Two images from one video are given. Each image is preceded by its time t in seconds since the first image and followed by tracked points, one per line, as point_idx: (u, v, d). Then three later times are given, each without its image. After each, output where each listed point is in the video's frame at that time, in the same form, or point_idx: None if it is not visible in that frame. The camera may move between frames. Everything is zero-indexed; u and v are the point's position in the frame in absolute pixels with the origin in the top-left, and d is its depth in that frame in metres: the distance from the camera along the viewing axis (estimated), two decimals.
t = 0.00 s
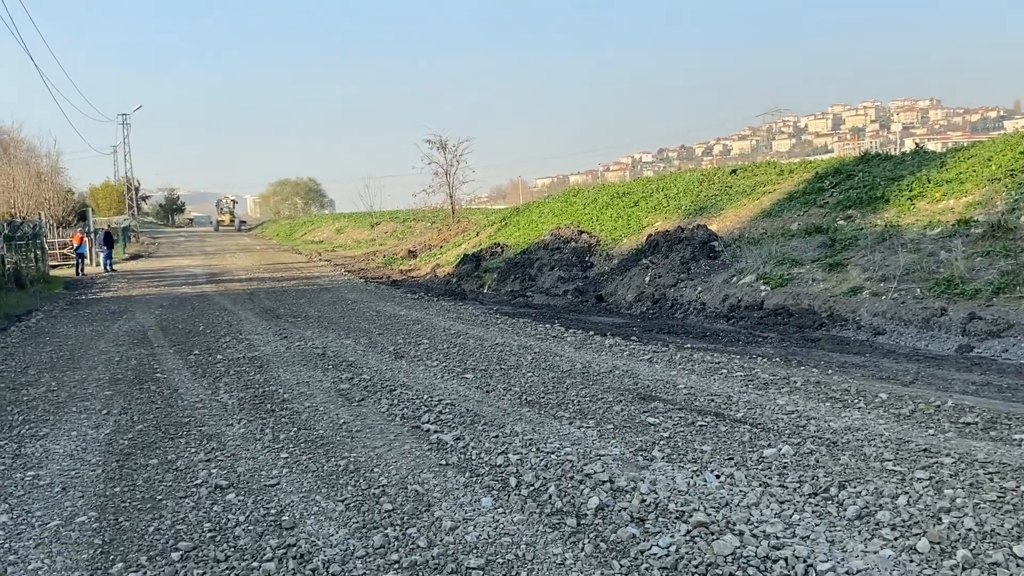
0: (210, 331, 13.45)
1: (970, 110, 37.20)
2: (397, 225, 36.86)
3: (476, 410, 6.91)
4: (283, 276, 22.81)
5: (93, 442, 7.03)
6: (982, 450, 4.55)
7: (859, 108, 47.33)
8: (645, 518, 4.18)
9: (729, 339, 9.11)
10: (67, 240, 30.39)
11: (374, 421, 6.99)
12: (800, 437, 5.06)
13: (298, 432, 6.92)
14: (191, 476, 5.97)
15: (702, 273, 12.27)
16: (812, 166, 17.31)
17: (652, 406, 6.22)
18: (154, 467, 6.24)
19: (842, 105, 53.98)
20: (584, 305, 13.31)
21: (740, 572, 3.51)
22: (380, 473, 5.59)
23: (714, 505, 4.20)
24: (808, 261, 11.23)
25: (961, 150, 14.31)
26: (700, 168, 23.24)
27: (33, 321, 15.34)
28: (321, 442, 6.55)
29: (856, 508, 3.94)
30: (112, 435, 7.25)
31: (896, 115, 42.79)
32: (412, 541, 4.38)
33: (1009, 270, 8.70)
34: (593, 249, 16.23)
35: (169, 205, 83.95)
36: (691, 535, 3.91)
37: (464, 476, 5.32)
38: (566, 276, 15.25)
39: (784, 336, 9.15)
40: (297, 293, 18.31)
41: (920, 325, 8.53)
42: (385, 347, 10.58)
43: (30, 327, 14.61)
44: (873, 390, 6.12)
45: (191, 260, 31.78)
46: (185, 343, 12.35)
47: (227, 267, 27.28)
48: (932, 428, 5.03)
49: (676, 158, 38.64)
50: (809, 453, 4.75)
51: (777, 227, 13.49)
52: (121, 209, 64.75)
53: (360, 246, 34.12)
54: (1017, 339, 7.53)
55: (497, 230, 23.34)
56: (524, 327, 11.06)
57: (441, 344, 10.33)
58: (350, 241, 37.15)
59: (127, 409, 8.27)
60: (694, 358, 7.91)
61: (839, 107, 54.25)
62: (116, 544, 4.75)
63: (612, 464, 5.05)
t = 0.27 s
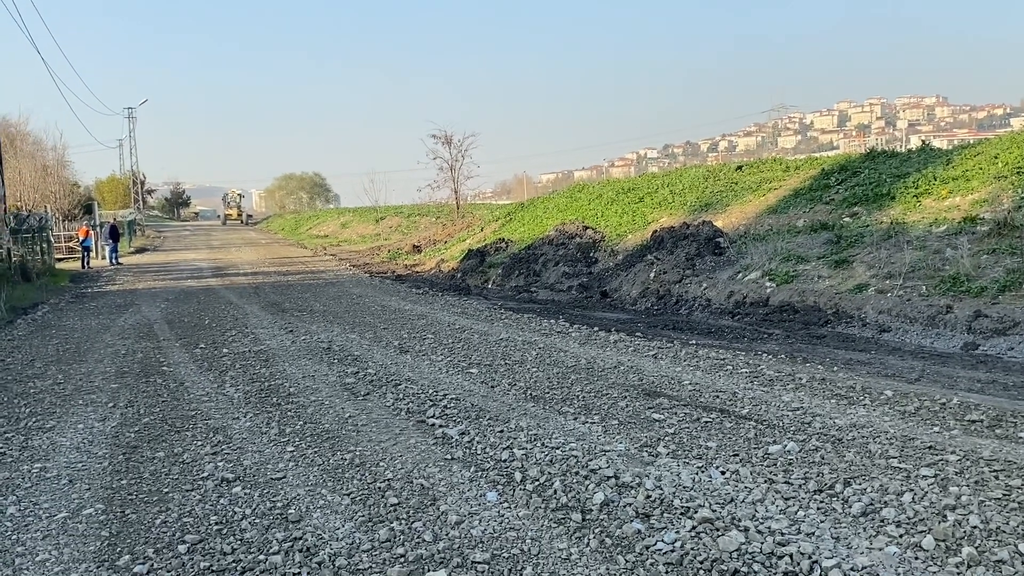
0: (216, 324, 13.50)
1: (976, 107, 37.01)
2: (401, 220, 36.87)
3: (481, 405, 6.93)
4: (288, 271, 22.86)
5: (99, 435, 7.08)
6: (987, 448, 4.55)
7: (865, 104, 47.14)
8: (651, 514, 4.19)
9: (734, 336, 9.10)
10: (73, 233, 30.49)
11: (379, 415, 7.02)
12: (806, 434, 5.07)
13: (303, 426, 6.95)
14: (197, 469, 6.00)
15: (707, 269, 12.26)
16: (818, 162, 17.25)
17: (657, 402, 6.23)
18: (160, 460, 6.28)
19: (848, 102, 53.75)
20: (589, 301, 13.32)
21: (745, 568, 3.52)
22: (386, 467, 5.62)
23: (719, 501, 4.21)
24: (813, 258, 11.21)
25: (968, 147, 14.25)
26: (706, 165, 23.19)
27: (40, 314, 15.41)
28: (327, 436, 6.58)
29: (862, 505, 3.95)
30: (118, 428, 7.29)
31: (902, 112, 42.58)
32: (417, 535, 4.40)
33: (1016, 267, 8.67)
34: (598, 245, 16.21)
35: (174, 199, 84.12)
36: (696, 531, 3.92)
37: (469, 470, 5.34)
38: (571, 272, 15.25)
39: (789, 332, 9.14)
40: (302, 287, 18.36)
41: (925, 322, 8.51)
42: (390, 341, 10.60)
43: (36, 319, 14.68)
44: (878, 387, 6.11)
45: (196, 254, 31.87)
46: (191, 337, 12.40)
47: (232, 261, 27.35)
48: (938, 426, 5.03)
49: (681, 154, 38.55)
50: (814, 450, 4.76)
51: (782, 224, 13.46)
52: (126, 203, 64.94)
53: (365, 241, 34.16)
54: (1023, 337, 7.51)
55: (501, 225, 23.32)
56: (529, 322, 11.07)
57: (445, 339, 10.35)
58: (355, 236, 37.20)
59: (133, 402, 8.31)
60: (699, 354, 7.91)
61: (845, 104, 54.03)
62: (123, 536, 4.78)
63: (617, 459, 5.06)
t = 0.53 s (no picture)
0: (219, 321, 13.54)
1: (981, 108, 36.89)
2: (404, 218, 36.89)
3: (483, 402, 6.94)
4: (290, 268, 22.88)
5: (102, 430, 7.10)
6: (990, 449, 4.54)
7: (869, 105, 47.02)
8: (652, 512, 4.20)
9: (737, 335, 9.10)
10: (76, 230, 30.53)
11: (381, 413, 7.03)
12: (808, 434, 5.07)
13: (306, 423, 6.97)
14: (199, 465, 6.02)
15: (710, 268, 12.25)
16: (822, 162, 17.23)
17: (659, 401, 6.23)
18: (162, 456, 6.29)
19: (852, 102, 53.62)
20: (591, 300, 13.32)
21: (746, 567, 3.53)
22: (388, 464, 5.63)
23: (720, 500, 4.22)
24: (816, 258, 11.19)
25: (971, 147, 14.21)
26: (708, 164, 23.16)
27: (43, 310, 15.44)
28: (329, 433, 6.59)
29: (863, 504, 3.95)
30: (121, 424, 7.32)
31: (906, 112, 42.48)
32: (419, 532, 4.41)
33: (1019, 268, 8.65)
34: (600, 243, 16.21)
35: (177, 196, 84.22)
36: (698, 529, 3.92)
37: (471, 468, 5.34)
38: (574, 271, 15.25)
39: (792, 332, 9.13)
40: (304, 284, 18.38)
41: (928, 322, 8.50)
42: (393, 338, 10.62)
43: (39, 315, 14.73)
44: (880, 387, 6.10)
45: (199, 251, 31.93)
46: (193, 333, 12.44)
47: (235, 258, 27.37)
48: (940, 426, 5.03)
49: (684, 153, 38.51)
50: (816, 450, 4.76)
51: (785, 223, 13.45)
52: (129, 199, 65.03)
53: (368, 238, 34.19)
54: None
55: (504, 223, 23.31)
56: (531, 321, 11.07)
57: (448, 337, 10.35)
58: (357, 233, 37.20)
59: (136, 397, 8.34)
60: (701, 353, 7.91)
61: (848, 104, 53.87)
62: (125, 531, 4.80)
63: (619, 458, 5.07)
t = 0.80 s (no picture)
0: (218, 321, 13.53)
1: (981, 111, 36.88)
2: (404, 218, 36.89)
3: (482, 403, 6.93)
4: (290, 268, 22.88)
5: (100, 429, 7.09)
6: (989, 452, 4.53)
7: (869, 108, 47.04)
8: (650, 514, 4.19)
9: (736, 337, 9.09)
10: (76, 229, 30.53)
11: (379, 413, 7.03)
12: (806, 436, 5.06)
13: (304, 423, 6.96)
14: (197, 464, 6.01)
15: (709, 270, 12.24)
16: (822, 164, 17.23)
17: (658, 403, 6.22)
18: (160, 456, 6.28)
19: (852, 105, 53.62)
20: (590, 301, 13.31)
21: (744, 570, 3.52)
22: (385, 465, 5.62)
23: (718, 502, 4.21)
24: (816, 260, 11.19)
25: (972, 150, 14.21)
26: (709, 166, 23.16)
27: (42, 309, 15.44)
28: (327, 433, 6.58)
29: (862, 507, 3.94)
30: (119, 423, 7.31)
31: (907, 115, 42.50)
32: (416, 533, 4.39)
33: (1019, 271, 8.64)
34: (600, 245, 16.20)
35: (178, 195, 84.24)
36: (696, 532, 3.91)
37: (469, 469, 5.34)
38: (573, 272, 15.25)
39: (791, 334, 9.12)
40: (304, 284, 18.37)
41: (927, 325, 8.49)
42: (391, 339, 10.62)
43: (38, 314, 14.71)
44: (879, 390, 6.10)
45: (199, 250, 31.92)
46: (192, 333, 12.43)
47: (235, 258, 27.36)
48: (939, 429, 5.02)
49: (685, 155, 38.52)
50: (814, 452, 4.75)
51: (785, 225, 13.44)
52: (129, 198, 65.05)
53: (368, 239, 34.18)
54: None
55: (504, 224, 23.31)
56: (530, 322, 11.06)
57: (447, 338, 10.34)
58: (357, 234, 37.18)
59: (134, 397, 8.33)
60: (700, 355, 7.90)
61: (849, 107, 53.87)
62: (122, 531, 4.79)
63: (617, 460, 5.06)
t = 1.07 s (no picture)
0: (214, 323, 13.48)
1: (977, 117, 36.99)
2: (401, 222, 36.86)
3: (478, 408, 6.90)
4: (287, 271, 22.83)
5: (94, 433, 7.05)
6: (986, 459, 4.52)
7: (866, 113, 47.16)
8: (647, 521, 4.16)
9: (733, 342, 9.08)
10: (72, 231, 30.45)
11: (375, 417, 7.00)
12: (804, 442, 5.04)
13: (299, 427, 6.92)
14: (191, 469, 5.97)
15: (706, 275, 12.24)
16: (819, 170, 17.25)
17: (655, 408, 6.20)
18: (154, 460, 6.24)
19: (849, 111, 53.75)
20: (587, 305, 13.29)
21: None
22: (381, 470, 5.59)
23: (716, 509, 4.18)
24: (813, 265, 11.19)
25: (969, 156, 14.24)
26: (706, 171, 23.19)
27: (37, 311, 15.37)
28: (322, 438, 6.55)
29: (859, 514, 3.92)
30: (114, 427, 7.26)
31: (903, 120, 42.61)
32: (411, 539, 4.36)
33: (1016, 278, 8.65)
34: (597, 249, 16.19)
35: (175, 197, 84.11)
36: (693, 539, 3.89)
37: (465, 474, 5.31)
38: (570, 276, 15.23)
39: (788, 340, 9.11)
40: (300, 287, 18.33)
41: (925, 331, 8.49)
42: (388, 343, 10.59)
43: (33, 316, 14.65)
44: (877, 396, 6.09)
45: (196, 253, 31.85)
46: (188, 335, 12.39)
47: (232, 260, 27.30)
48: (936, 436, 5.01)
49: (682, 160, 38.59)
50: (812, 459, 4.73)
51: (782, 230, 13.45)
52: (126, 200, 64.94)
53: (365, 242, 34.14)
54: (1022, 347, 7.49)
55: (501, 228, 23.29)
56: (527, 326, 11.04)
57: (443, 341, 10.32)
58: (354, 237, 37.13)
59: (129, 400, 8.28)
60: (697, 360, 7.89)
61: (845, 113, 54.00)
62: (115, 536, 4.75)
63: (614, 465, 5.03)
